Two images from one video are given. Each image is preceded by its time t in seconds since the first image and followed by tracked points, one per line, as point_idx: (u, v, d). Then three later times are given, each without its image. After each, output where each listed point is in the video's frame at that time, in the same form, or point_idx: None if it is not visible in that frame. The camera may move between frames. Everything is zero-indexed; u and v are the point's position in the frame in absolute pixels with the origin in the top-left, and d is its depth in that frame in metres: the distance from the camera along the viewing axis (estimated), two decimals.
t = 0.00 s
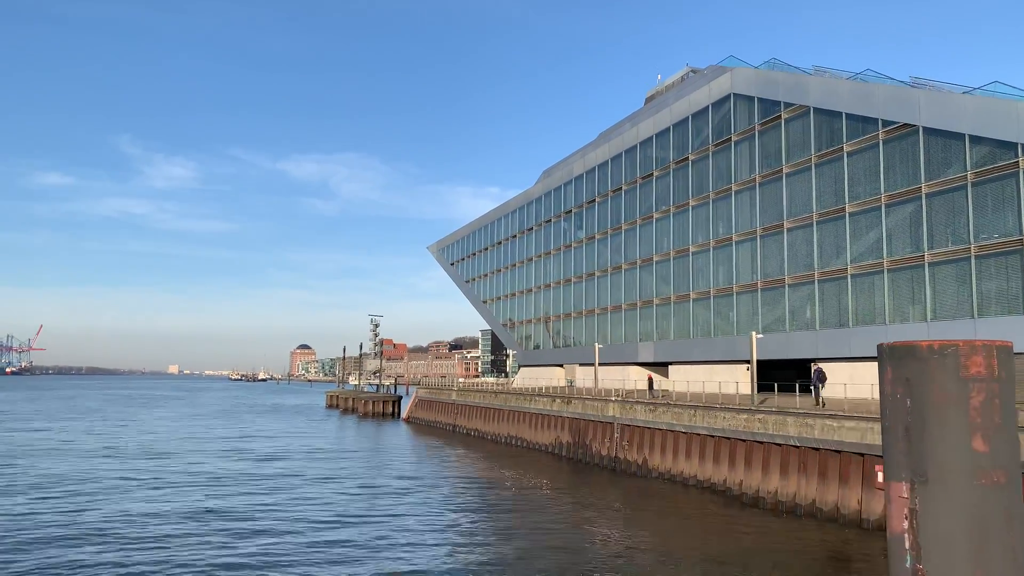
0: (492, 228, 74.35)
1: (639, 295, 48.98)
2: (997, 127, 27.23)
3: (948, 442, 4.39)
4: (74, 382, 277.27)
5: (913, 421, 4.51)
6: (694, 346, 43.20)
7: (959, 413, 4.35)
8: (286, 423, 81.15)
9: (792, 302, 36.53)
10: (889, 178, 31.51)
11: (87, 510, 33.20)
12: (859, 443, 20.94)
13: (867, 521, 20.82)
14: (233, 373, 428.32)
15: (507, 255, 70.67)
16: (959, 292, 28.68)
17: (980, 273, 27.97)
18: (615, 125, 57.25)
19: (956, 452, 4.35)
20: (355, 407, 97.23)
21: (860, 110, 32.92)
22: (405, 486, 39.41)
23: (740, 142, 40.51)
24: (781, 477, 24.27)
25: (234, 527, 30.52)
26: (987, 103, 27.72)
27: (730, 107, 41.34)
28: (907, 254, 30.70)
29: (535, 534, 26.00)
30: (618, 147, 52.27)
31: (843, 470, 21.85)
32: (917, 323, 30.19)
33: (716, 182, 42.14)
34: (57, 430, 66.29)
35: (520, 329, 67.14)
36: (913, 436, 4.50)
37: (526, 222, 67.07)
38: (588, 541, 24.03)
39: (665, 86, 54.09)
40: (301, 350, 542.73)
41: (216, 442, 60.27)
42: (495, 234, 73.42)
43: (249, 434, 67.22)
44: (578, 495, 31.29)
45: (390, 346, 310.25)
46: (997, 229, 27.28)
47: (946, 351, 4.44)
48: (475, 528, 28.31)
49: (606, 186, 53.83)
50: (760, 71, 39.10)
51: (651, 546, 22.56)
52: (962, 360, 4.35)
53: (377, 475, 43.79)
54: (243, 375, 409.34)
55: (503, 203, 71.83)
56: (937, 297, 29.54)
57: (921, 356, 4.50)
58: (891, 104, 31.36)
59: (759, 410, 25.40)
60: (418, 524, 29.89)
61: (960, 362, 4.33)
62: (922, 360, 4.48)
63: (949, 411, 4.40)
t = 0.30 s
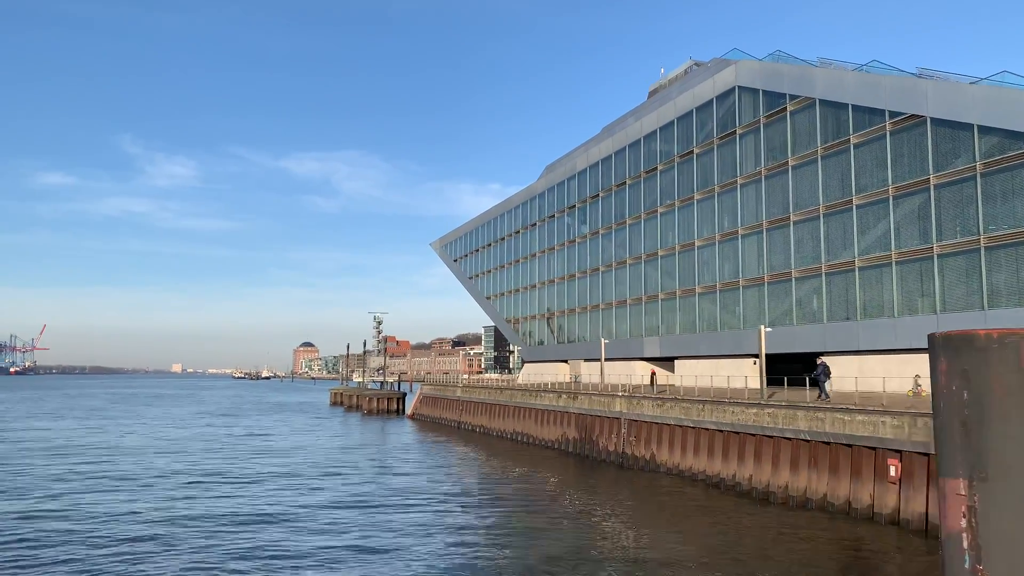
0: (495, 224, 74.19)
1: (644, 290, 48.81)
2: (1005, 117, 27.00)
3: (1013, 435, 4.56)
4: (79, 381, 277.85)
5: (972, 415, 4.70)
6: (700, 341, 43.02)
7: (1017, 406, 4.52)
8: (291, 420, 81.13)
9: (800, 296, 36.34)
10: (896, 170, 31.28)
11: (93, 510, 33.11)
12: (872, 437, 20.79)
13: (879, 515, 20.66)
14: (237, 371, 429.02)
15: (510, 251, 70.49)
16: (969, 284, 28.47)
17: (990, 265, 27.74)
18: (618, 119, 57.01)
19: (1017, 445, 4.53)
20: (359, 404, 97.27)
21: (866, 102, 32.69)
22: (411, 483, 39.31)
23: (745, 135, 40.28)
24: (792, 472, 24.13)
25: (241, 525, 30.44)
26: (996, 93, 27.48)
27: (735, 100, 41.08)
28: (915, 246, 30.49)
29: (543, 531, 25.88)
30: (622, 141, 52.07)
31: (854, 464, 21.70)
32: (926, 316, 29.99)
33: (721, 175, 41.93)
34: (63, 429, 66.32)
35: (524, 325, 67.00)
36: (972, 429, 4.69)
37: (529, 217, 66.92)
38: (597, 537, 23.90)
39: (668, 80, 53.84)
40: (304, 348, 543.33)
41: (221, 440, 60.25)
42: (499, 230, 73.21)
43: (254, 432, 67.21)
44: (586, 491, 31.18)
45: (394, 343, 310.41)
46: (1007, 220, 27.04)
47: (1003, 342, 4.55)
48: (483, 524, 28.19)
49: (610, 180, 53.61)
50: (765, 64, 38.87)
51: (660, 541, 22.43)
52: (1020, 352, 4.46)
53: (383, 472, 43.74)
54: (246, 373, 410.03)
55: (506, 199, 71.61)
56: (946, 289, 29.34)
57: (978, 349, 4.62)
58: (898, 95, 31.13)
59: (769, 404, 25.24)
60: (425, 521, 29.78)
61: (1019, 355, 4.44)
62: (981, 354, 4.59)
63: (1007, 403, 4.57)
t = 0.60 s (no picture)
0: (498, 220, 73.99)
1: (649, 285, 48.60)
2: (1015, 107, 26.70)
3: None
4: (83, 380, 278.50)
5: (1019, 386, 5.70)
6: (707, 335, 42.82)
7: None
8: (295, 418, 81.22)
9: (807, 289, 36.11)
10: (904, 162, 31.01)
11: (99, 509, 33.00)
12: (884, 431, 20.58)
13: (892, 510, 20.47)
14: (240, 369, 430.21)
15: (514, 247, 70.31)
16: (979, 276, 28.22)
17: (1001, 256, 27.48)
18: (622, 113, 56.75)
19: None
20: (363, 401, 97.28)
21: (873, 93, 32.40)
22: (417, 480, 39.21)
23: (750, 128, 40.03)
24: (802, 466, 23.95)
25: (246, 524, 30.28)
26: (1005, 83, 27.20)
27: (740, 93, 40.81)
28: (923, 238, 30.22)
29: (552, 527, 25.73)
30: (626, 136, 51.81)
31: (865, 458, 21.51)
32: (935, 308, 29.73)
33: (726, 168, 41.68)
34: (67, 428, 66.34)
35: (528, 321, 66.84)
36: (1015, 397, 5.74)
37: (533, 213, 66.71)
38: (605, 534, 23.71)
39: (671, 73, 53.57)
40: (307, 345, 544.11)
41: (225, 438, 60.22)
42: (502, 226, 73.03)
43: (258, 430, 67.19)
44: (593, 487, 31.03)
45: (397, 340, 310.62)
46: (1016, 211, 26.79)
47: None
48: (490, 521, 28.05)
49: (614, 175, 53.38)
50: (770, 56, 38.59)
51: (670, 538, 22.19)
52: None
53: (388, 469, 43.62)
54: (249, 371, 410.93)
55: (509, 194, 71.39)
56: (956, 281, 29.10)
57: None
58: (905, 86, 30.85)
59: (778, 398, 25.04)
60: (432, 519, 29.63)
61: None
62: None
63: None
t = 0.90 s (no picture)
0: (500, 218, 73.78)
1: (653, 282, 48.38)
2: None
3: None
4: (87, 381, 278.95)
5: None
6: (712, 332, 42.60)
7: None
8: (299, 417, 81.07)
9: (813, 285, 35.85)
10: (911, 156, 30.75)
11: (103, 510, 32.87)
12: (895, 427, 20.36)
13: (904, 507, 20.25)
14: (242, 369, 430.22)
15: (516, 245, 70.08)
16: (988, 271, 27.97)
17: (1010, 250, 27.22)
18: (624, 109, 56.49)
19: None
20: (367, 400, 97.17)
21: (880, 87, 32.13)
22: (422, 480, 39.03)
23: (755, 123, 39.78)
24: (812, 464, 23.72)
25: (251, 524, 30.10)
26: (1014, 76, 26.93)
27: (744, 88, 40.56)
28: (931, 233, 29.95)
29: (558, 526, 25.56)
30: (629, 133, 51.57)
31: (876, 455, 21.29)
32: (943, 303, 29.48)
33: (731, 164, 41.44)
34: (70, 430, 66.19)
35: (531, 319, 66.62)
36: None
37: (535, 211, 66.51)
38: (613, 533, 23.51)
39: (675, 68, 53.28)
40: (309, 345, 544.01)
41: (229, 439, 60.02)
42: (504, 224, 72.78)
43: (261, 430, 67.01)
44: (600, 485, 30.83)
45: (399, 339, 310.44)
46: None
47: None
48: (496, 521, 27.84)
49: (617, 171, 53.14)
50: (774, 50, 38.32)
51: (678, 537, 21.99)
52: None
53: (392, 468, 43.42)
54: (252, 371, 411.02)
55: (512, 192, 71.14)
56: (964, 276, 28.85)
57: None
58: (912, 80, 30.59)
59: (787, 395, 24.81)
60: (437, 518, 29.43)
61: None
62: None
63: None
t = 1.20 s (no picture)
0: (502, 218, 73.57)
1: (657, 280, 48.16)
2: None
3: None
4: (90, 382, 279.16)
5: None
6: (716, 331, 42.39)
7: None
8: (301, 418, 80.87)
9: (818, 282, 35.63)
10: (918, 152, 30.53)
11: (107, 511, 32.70)
12: (905, 425, 20.16)
13: (915, 506, 20.04)
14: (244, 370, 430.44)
15: (518, 244, 69.90)
16: (996, 267, 27.75)
17: (1019, 246, 26.99)
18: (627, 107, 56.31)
19: None
20: (369, 401, 96.93)
21: (886, 83, 31.92)
22: (425, 480, 38.82)
23: (759, 120, 39.57)
24: (821, 462, 23.52)
25: (254, 525, 29.89)
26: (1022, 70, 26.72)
27: (748, 85, 40.36)
28: (938, 229, 29.71)
29: (564, 526, 25.33)
30: (632, 131, 51.38)
31: (886, 453, 21.07)
32: (951, 300, 29.25)
33: (735, 161, 41.23)
34: (71, 431, 66.00)
35: (534, 319, 66.42)
36: None
37: (538, 210, 66.32)
38: (620, 533, 23.30)
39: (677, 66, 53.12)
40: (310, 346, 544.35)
41: (231, 440, 59.79)
42: (506, 223, 72.59)
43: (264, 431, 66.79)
44: (606, 485, 30.63)
45: (400, 339, 310.19)
46: None
47: None
48: (501, 521, 27.65)
49: (619, 170, 52.94)
50: (779, 47, 38.13)
51: (687, 536, 21.75)
52: None
53: (395, 469, 43.22)
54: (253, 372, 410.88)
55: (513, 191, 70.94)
56: (972, 272, 28.62)
57: None
58: (918, 75, 30.39)
59: (795, 393, 24.61)
60: (442, 519, 29.23)
61: None
62: None
63: None
